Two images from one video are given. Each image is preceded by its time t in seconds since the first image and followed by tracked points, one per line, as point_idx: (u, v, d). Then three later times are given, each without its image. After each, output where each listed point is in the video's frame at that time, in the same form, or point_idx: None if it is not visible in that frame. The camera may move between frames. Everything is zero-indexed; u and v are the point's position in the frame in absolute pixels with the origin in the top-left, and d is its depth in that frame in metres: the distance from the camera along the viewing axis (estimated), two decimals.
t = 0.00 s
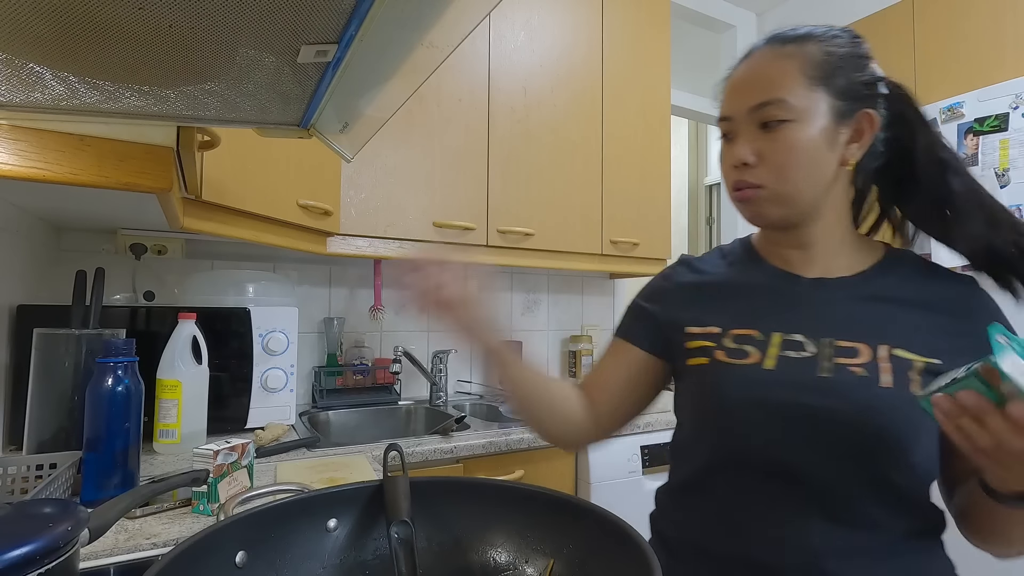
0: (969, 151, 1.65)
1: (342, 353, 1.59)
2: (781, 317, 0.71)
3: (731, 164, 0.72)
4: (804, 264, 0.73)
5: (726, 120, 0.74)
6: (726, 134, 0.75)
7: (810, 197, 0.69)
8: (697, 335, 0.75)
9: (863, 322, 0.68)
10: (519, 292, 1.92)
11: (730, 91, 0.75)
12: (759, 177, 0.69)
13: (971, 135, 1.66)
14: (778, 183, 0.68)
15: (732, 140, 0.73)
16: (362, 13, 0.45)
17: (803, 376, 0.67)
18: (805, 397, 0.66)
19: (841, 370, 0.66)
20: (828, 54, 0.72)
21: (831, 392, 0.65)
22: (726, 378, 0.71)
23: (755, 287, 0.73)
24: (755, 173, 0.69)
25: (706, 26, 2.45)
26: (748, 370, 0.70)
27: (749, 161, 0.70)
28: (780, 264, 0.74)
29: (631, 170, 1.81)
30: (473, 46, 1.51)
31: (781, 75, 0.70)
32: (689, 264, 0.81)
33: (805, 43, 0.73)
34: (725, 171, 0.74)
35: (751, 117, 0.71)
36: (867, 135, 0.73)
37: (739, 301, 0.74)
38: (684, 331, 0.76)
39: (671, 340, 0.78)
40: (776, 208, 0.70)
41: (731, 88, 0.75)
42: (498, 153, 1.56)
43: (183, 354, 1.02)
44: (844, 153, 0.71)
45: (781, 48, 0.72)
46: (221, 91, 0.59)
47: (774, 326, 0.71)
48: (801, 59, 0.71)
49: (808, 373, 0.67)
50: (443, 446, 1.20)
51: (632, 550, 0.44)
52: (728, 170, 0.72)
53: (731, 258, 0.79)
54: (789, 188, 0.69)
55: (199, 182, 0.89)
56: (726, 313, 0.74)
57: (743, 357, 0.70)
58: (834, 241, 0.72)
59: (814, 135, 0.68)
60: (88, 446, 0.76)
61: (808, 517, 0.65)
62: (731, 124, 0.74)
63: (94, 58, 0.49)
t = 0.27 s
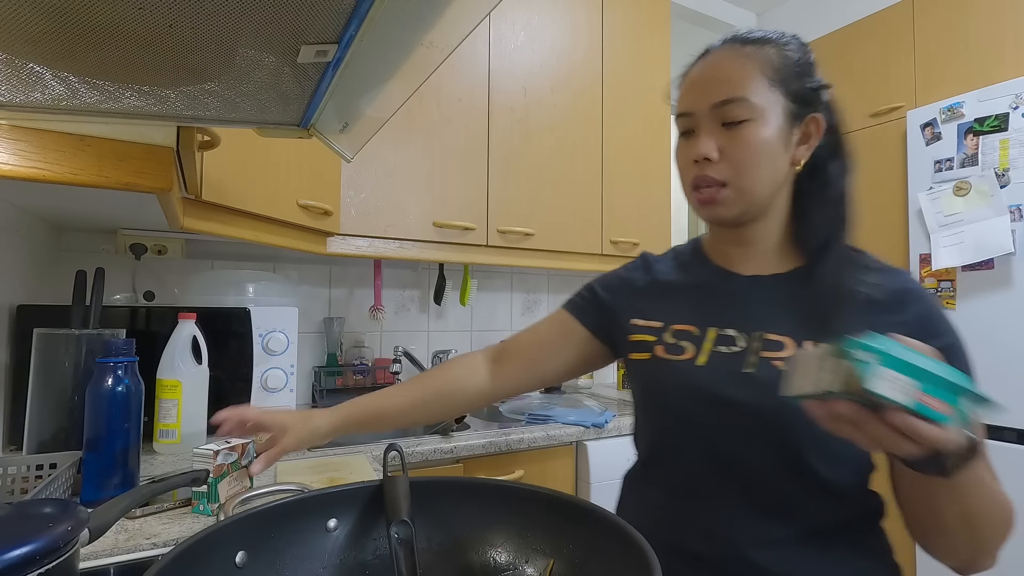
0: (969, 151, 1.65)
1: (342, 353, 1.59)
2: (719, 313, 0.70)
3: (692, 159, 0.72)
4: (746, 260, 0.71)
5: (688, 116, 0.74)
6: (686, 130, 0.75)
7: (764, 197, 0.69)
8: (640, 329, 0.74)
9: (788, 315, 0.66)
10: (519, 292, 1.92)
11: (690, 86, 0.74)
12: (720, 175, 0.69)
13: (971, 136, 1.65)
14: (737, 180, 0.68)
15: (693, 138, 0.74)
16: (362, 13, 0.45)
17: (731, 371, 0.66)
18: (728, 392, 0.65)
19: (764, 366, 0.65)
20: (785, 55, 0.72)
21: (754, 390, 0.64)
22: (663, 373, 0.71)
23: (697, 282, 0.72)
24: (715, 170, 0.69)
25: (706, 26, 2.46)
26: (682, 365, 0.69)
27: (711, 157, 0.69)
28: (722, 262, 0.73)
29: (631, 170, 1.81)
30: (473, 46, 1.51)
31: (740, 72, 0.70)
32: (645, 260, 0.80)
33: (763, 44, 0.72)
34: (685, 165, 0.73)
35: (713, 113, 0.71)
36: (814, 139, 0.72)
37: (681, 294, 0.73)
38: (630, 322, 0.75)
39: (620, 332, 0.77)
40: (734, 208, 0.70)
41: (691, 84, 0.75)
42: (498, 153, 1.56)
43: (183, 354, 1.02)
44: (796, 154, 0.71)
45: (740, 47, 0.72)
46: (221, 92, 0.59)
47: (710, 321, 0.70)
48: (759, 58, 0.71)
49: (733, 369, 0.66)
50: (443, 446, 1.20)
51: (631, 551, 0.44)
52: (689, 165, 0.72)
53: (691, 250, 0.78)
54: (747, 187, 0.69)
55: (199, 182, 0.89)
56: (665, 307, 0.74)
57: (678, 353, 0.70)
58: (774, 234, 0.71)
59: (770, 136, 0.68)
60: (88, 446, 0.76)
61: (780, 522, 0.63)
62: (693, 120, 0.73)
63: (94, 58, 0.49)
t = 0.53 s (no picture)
0: (969, 151, 1.65)
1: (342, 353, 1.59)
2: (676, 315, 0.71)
3: (688, 149, 0.70)
4: (696, 261, 0.72)
5: (686, 102, 0.72)
6: (675, 117, 0.73)
7: (740, 202, 0.73)
8: (598, 339, 0.75)
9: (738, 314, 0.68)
10: (519, 292, 1.92)
11: (687, 73, 0.73)
12: (717, 172, 0.69)
13: (971, 136, 1.65)
14: (730, 181, 0.70)
15: (685, 128, 0.72)
16: (362, 13, 0.45)
17: (688, 372, 0.67)
18: (686, 393, 0.67)
19: (720, 364, 0.66)
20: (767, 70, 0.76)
21: (711, 389, 0.65)
22: (623, 379, 0.71)
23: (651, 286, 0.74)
24: (713, 166, 0.69)
25: (706, 26, 2.46)
26: (640, 370, 0.70)
27: (712, 152, 0.69)
28: (668, 262, 0.74)
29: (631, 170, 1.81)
30: (473, 46, 1.51)
31: (742, 74, 0.72)
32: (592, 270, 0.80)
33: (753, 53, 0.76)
34: (677, 153, 0.71)
35: (714, 108, 0.71)
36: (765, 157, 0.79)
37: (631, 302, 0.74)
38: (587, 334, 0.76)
39: (580, 341, 0.78)
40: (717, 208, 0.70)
41: (687, 71, 0.73)
42: (498, 153, 1.56)
43: (183, 354, 1.02)
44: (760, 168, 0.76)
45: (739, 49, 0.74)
46: (221, 92, 0.59)
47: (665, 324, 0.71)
48: (754, 66, 0.74)
49: (690, 370, 0.67)
50: (443, 446, 1.20)
51: (630, 550, 0.44)
52: (686, 155, 0.70)
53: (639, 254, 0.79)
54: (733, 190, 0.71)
55: (199, 182, 0.89)
56: (620, 314, 0.75)
57: (636, 358, 0.71)
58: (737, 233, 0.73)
59: (756, 145, 0.72)
60: (88, 446, 0.76)
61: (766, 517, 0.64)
62: (692, 108, 0.72)
63: (94, 58, 0.49)
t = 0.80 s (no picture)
0: (969, 151, 1.65)
1: (342, 353, 1.59)
2: (668, 316, 0.72)
3: (665, 156, 0.68)
4: (681, 262, 0.74)
5: (661, 109, 0.71)
6: (651, 125, 0.72)
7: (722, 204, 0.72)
8: (591, 343, 0.76)
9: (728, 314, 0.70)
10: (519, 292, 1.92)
11: (663, 80, 0.72)
12: (698, 177, 0.68)
13: (971, 135, 1.65)
14: (710, 185, 0.69)
15: (664, 134, 0.70)
16: (362, 13, 0.45)
17: (680, 371, 0.69)
18: (680, 393, 0.68)
19: (712, 362, 0.68)
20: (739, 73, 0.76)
21: (704, 387, 0.67)
22: (616, 382, 0.72)
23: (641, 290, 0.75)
24: (693, 171, 0.68)
25: (707, 26, 2.46)
26: (632, 372, 0.71)
27: (692, 157, 0.67)
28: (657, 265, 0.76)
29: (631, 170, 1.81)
30: (473, 46, 1.51)
31: (716, 78, 0.71)
32: (579, 276, 0.82)
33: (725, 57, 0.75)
34: (656, 160, 0.69)
35: (691, 114, 0.70)
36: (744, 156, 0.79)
37: (620, 304, 0.76)
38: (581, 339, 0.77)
39: (573, 346, 0.79)
40: (701, 211, 0.70)
41: (663, 78, 0.72)
42: (498, 153, 1.56)
43: (183, 354, 1.02)
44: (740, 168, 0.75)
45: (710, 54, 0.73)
46: (221, 92, 0.59)
47: (655, 324, 0.72)
48: (727, 69, 0.73)
49: (682, 369, 0.69)
50: (443, 446, 1.20)
51: (630, 550, 0.44)
52: (664, 161, 0.69)
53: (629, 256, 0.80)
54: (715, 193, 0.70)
55: (199, 182, 0.89)
56: (612, 317, 0.76)
57: (629, 360, 0.72)
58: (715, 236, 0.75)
59: (736, 147, 0.71)
60: (88, 446, 0.76)
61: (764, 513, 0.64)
62: (669, 114, 0.71)
63: (93, 58, 0.49)
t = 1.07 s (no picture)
0: (969, 151, 1.65)
1: (342, 353, 1.59)
2: (672, 314, 0.72)
3: (666, 157, 0.69)
4: (687, 260, 0.74)
5: (660, 110, 0.72)
6: (651, 127, 0.73)
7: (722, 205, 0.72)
8: (595, 340, 0.76)
9: (733, 312, 0.70)
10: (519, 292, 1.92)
11: (661, 82, 0.73)
12: (699, 177, 0.68)
13: (971, 135, 1.65)
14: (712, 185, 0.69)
15: (664, 134, 0.71)
16: (362, 13, 0.45)
17: (683, 371, 0.69)
18: (684, 391, 0.68)
19: (715, 361, 0.68)
20: (740, 73, 0.76)
21: (708, 385, 0.67)
22: (619, 381, 0.72)
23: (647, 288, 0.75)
24: (694, 170, 0.68)
25: (706, 26, 2.46)
26: (635, 369, 0.71)
27: (691, 157, 0.68)
28: (661, 264, 0.76)
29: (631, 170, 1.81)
30: (473, 46, 1.51)
31: (715, 79, 0.71)
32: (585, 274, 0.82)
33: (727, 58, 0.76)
34: (656, 161, 0.70)
35: (691, 114, 0.70)
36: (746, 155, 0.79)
37: (626, 302, 0.76)
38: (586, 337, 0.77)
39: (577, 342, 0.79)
40: (702, 211, 0.70)
41: (661, 80, 0.73)
42: (498, 153, 1.56)
43: (183, 354, 1.02)
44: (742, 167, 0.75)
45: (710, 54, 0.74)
46: (221, 92, 0.59)
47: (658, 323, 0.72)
48: (727, 69, 0.73)
49: (687, 368, 0.69)
50: (443, 446, 1.20)
51: (630, 549, 0.44)
52: (664, 162, 0.69)
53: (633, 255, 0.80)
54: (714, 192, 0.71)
55: (199, 181, 0.89)
56: (619, 315, 0.76)
57: (632, 357, 0.72)
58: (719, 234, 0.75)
59: (737, 147, 0.71)
60: (88, 446, 0.76)
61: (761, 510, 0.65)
62: (668, 116, 0.71)
63: (93, 58, 0.49)
